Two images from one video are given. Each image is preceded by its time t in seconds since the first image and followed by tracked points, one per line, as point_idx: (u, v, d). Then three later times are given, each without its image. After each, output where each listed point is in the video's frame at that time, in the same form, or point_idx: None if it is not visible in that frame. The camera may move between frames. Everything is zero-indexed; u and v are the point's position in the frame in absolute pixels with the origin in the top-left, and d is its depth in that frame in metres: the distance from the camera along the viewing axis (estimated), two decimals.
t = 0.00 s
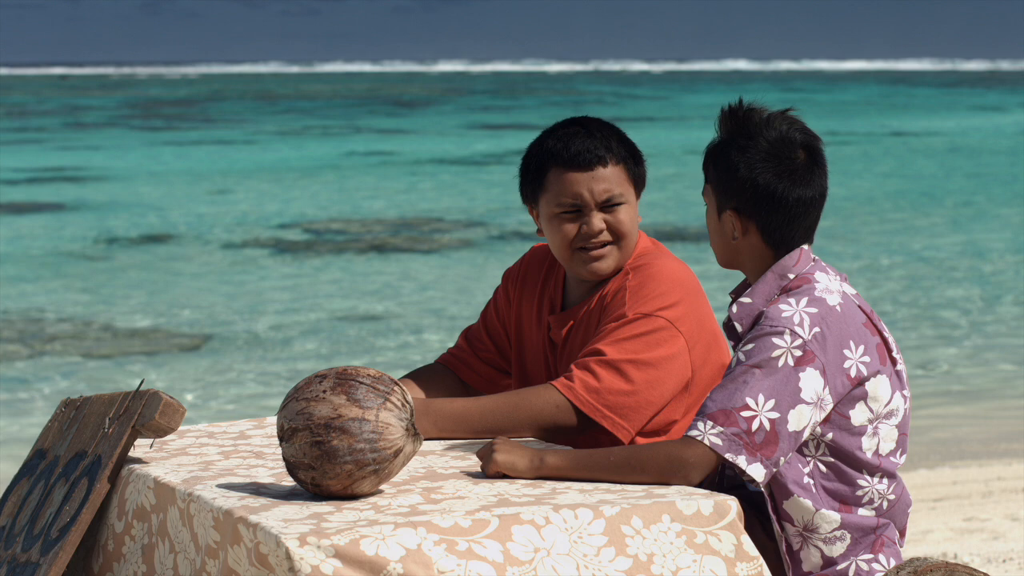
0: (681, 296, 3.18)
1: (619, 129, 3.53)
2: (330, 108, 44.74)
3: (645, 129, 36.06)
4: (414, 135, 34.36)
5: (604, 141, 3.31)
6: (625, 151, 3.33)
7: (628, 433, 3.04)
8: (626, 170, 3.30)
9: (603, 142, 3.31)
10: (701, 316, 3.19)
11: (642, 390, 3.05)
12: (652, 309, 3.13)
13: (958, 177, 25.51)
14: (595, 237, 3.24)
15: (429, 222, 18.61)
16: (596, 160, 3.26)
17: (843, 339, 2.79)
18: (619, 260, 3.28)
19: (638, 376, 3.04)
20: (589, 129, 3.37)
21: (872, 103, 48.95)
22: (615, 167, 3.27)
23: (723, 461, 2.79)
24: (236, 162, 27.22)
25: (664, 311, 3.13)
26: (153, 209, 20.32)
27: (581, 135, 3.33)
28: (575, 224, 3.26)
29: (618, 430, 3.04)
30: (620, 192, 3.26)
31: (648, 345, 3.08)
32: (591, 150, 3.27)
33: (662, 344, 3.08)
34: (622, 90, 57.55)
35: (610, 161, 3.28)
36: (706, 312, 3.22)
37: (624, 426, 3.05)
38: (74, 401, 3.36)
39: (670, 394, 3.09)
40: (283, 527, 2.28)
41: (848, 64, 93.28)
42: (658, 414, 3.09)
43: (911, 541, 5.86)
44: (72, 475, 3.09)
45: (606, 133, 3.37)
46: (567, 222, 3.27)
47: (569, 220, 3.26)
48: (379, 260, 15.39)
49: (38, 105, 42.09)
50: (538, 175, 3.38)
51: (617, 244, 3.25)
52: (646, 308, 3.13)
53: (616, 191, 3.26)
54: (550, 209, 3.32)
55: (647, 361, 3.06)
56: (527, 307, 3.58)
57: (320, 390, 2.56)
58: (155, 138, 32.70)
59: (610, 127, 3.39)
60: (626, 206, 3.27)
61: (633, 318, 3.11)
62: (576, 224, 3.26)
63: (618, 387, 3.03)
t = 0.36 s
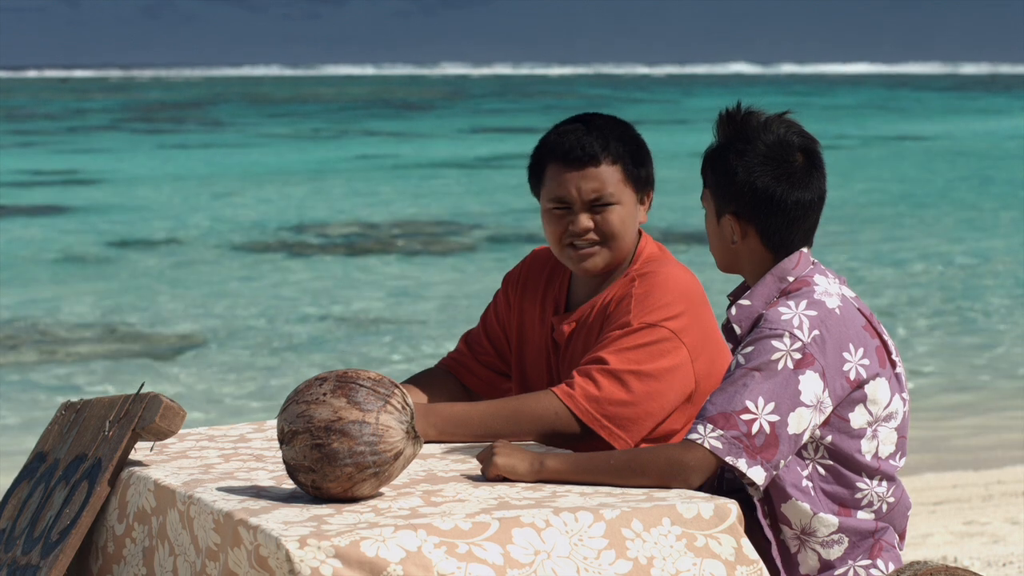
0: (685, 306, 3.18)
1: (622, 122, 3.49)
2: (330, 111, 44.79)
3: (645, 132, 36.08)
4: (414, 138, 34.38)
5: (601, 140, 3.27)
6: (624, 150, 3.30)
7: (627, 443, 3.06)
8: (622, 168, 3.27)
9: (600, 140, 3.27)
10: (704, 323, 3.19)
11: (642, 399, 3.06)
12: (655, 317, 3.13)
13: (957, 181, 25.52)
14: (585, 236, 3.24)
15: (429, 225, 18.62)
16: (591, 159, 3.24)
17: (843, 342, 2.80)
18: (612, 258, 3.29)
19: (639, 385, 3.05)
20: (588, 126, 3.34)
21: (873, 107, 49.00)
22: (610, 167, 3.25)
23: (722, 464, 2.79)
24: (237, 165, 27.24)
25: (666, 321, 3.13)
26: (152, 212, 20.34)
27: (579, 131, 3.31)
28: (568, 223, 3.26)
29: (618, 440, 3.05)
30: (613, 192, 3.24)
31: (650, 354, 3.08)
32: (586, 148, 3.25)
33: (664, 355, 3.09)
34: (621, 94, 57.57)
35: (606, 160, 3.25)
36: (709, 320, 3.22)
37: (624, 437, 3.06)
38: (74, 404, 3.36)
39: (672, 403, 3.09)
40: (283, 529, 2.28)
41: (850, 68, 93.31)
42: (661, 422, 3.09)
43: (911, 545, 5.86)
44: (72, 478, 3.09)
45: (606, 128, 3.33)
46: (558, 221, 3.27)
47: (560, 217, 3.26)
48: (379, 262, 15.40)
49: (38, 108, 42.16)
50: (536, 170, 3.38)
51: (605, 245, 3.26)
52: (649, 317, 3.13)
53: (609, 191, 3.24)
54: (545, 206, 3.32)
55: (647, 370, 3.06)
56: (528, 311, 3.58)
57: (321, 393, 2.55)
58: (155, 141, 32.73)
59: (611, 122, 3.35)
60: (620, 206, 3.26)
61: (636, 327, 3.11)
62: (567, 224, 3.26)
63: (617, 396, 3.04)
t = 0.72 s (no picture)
0: (685, 311, 3.19)
1: (626, 129, 3.47)
2: (330, 113, 44.80)
3: (645, 135, 36.09)
4: (414, 141, 34.39)
5: (588, 145, 3.28)
6: (612, 155, 3.30)
7: (625, 446, 3.06)
8: (608, 174, 3.27)
9: (587, 144, 3.28)
10: (702, 328, 3.20)
11: (640, 404, 3.06)
12: (654, 322, 3.14)
13: (958, 183, 25.53)
14: (563, 240, 3.25)
15: (429, 228, 18.63)
16: (574, 163, 3.25)
17: (843, 345, 2.80)
18: (590, 264, 3.27)
19: (639, 389, 3.06)
20: (582, 131, 3.35)
21: (873, 109, 49.01)
22: (594, 171, 3.25)
23: (721, 468, 2.79)
24: (237, 168, 27.24)
25: (666, 326, 3.14)
26: (153, 215, 20.35)
27: (569, 136, 3.32)
28: (548, 226, 3.26)
29: (616, 443, 3.06)
30: (594, 196, 3.24)
31: (650, 359, 3.09)
32: (573, 151, 3.26)
33: (664, 359, 3.11)
34: (622, 96, 57.57)
35: (590, 165, 3.25)
36: (707, 325, 3.23)
37: (622, 440, 3.06)
38: (74, 407, 3.36)
39: (671, 408, 3.10)
40: (283, 531, 2.28)
41: (852, 71, 93.11)
42: (660, 427, 3.10)
43: (911, 548, 5.86)
44: (72, 481, 3.09)
45: (597, 133, 3.33)
46: (540, 224, 3.28)
47: (543, 220, 3.27)
48: (379, 265, 15.40)
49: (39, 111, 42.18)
50: (530, 173, 3.39)
51: (581, 249, 3.25)
52: (649, 321, 3.14)
53: (590, 195, 3.24)
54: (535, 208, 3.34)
55: (646, 374, 3.07)
56: (528, 315, 3.58)
57: (321, 395, 2.55)
58: (156, 143, 32.74)
59: (603, 127, 3.35)
60: (598, 212, 3.25)
61: (636, 331, 3.12)
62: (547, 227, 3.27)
63: (616, 400, 3.05)
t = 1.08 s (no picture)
0: (680, 308, 3.19)
1: (624, 123, 3.48)
2: (330, 111, 44.78)
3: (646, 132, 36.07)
4: (414, 138, 34.36)
5: (577, 136, 3.30)
6: (599, 147, 3.31)
7: (622, 444, 3.06)
8: (592, 166, 3.28)
9: (573, 136, 3.31)
10: (698, 326, 3.20)
11: (638, 403, 3.06)
12: (650, 319, 3.14)
13: (958, 181, 25.51)
14: (545, 231, 3.27)
15: (429, 226, 18.62)
16: (561, 153, 3.28)
17: (843, 343, 2.80)
18: (573, 254, 3.28)
19: (636, 387, 3.06)
20: (573, 123, 3.37)
21: (874, 106, 48.97)
22: (577, 164, 3.27)
23: (722, 465, 2.79)
24: (237, 166, 27.21)
25: (662, 322, 3.14)
26: (152, 212, 20.36)
27: (559, 127, 3.35)
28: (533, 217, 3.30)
29: (614, 442, 3.06)
30: (577, 187, 3.26)
31: (647, 356, 3.09)
32: (558, 142, 3.30)
33: (662, 356, 3.10)
34: (622, 94, 57.52)
35: (575, 156, 3.27)
36: (701, 321, 3.23)
37: (619, 439, 3.06)
38: (74, 405, 3.36)
39: (666, 406, 3.10)
40: (283, 528, 2.28)
41: (852, 68, 93.00)
42: (656, 424, 3.10)
43: (911, 545, 5.86)
44: (72, 479, 3.09)
45: (586, 125, 3.35)
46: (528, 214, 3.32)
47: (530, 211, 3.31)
48: (379, 263, 15.41)
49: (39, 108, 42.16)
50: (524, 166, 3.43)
51: (563, 240, 3.27)
52: (645, 318, 3.14)
53: (573, 185, 3.26)
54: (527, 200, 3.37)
55: (642, 371, 3.07)
56: (526, 313, 3.58)
57: (321, 392, 2.55)
58: (155, 141, 32.73)
59: (595, 119, 3.36)
60: (581, 204, 3.26)
61: (632, 328, 3.12)
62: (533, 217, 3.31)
63: (614, 399, 3.05)
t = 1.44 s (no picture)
0: (669, 302, 3.19)
1: (586, 129, 3.44)
2: (331, 108, 44.73)
3: (646, 129, 36.05)
4: (414, 135, 34.34)
5: (537, 149, 3.27)
6: (561, 155, 3.28)
7: (616, 438, 3.06)
8: (555, 176, 3.25)
9: (534, 148, 3.27)
10: (688, 319, 3.21)
11: (633, 397, 3.06)
12: (640, 312, 3.14)
13: (959, 177, 25.49)
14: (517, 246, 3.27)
15: (428, 223, 18.61)
16: (522, 168, 3.25)
17: (844, 340, 2.80)
18: (545, 265, 3.30)
19: (630, 380, 3.06)
20: (532, 134, 3.34)
21: (874, 103, 48.94)
22: (538, 177, 3.24)
23: (722, 461, 2.79)
24: (237, 163, 27.17)
25: (653, 314, 3.15)
26: (152, 209, 20.34)
27: (520, 139, 3.32)
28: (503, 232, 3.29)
29: (610, 437, 3.05)
30: (542, 200, 3.24)
31: (639, 350, 3.09)
32: (518, 156, 3.26)
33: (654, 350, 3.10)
34: (623, 90, 57.44)
35: (537, 169, 3.24)
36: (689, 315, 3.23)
37: (614, 432, 3.06)
38: (75, 402, 3.36)
39: (658, 400, 3.10)
40: (284, 524, 2.28)
41: (852, 64, 92.95)
42: (650, 418, 3.10)
43: (911, 542, 5.86)
44: (72, 476, 3.09)
45: (545, 135, 3.32)
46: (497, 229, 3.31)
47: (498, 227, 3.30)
48: (379, 259, 15.40)
49: (39, 105, 42.13)
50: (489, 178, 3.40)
51: (532, 252, 3.28)
52: (634, 312, 3.14)
53: (539, 199, 3.24)
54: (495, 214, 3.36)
55: (633, 364, 3.07)
56: (516, 310, 3.57)
57: (321, 389, 2.56)
58: (155, 138, 32.71)
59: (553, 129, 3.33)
60: (548, 216, 3.25)
61: (620, 322, 3.12)
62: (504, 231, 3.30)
63: (609, 394, 3.04)
